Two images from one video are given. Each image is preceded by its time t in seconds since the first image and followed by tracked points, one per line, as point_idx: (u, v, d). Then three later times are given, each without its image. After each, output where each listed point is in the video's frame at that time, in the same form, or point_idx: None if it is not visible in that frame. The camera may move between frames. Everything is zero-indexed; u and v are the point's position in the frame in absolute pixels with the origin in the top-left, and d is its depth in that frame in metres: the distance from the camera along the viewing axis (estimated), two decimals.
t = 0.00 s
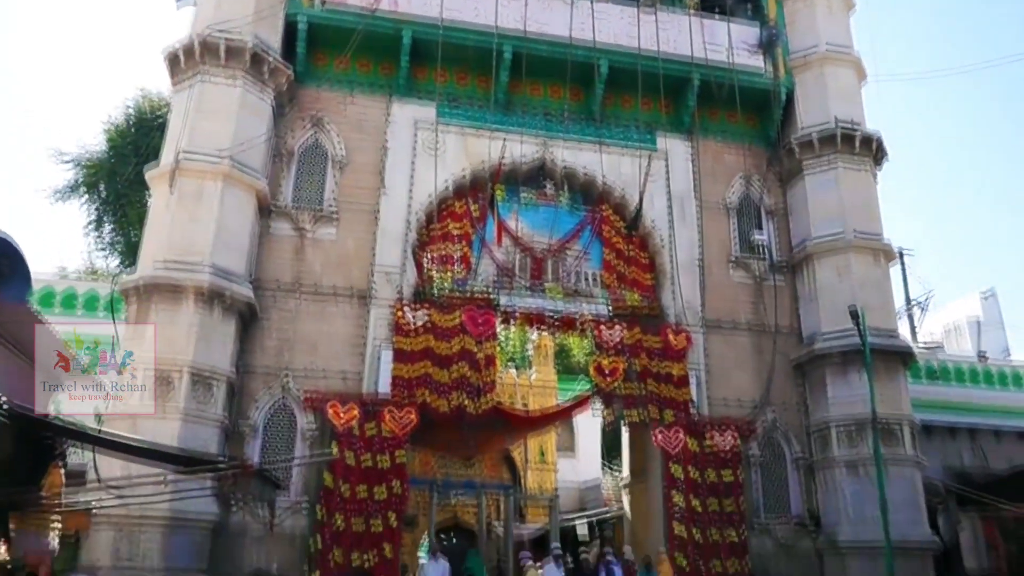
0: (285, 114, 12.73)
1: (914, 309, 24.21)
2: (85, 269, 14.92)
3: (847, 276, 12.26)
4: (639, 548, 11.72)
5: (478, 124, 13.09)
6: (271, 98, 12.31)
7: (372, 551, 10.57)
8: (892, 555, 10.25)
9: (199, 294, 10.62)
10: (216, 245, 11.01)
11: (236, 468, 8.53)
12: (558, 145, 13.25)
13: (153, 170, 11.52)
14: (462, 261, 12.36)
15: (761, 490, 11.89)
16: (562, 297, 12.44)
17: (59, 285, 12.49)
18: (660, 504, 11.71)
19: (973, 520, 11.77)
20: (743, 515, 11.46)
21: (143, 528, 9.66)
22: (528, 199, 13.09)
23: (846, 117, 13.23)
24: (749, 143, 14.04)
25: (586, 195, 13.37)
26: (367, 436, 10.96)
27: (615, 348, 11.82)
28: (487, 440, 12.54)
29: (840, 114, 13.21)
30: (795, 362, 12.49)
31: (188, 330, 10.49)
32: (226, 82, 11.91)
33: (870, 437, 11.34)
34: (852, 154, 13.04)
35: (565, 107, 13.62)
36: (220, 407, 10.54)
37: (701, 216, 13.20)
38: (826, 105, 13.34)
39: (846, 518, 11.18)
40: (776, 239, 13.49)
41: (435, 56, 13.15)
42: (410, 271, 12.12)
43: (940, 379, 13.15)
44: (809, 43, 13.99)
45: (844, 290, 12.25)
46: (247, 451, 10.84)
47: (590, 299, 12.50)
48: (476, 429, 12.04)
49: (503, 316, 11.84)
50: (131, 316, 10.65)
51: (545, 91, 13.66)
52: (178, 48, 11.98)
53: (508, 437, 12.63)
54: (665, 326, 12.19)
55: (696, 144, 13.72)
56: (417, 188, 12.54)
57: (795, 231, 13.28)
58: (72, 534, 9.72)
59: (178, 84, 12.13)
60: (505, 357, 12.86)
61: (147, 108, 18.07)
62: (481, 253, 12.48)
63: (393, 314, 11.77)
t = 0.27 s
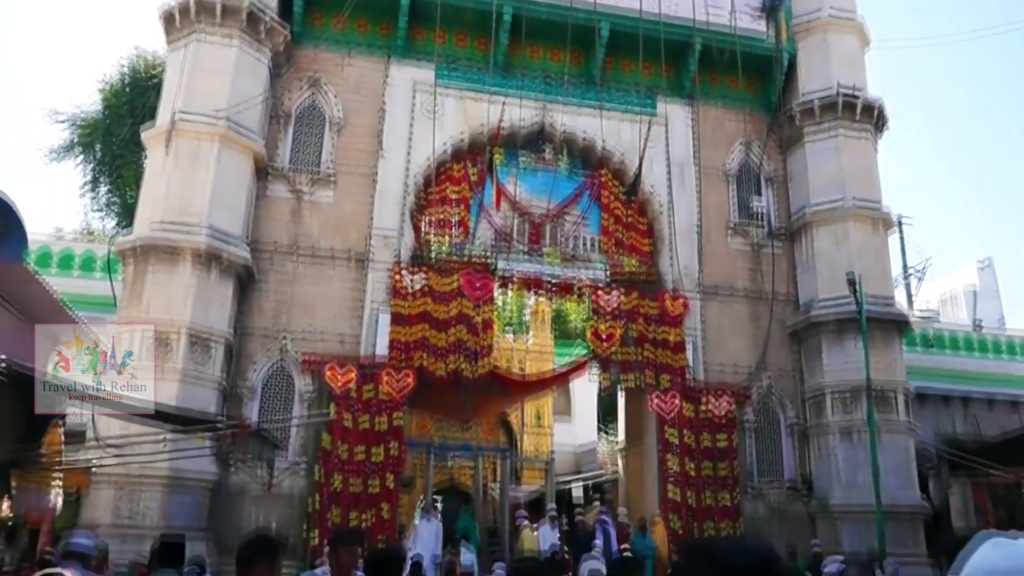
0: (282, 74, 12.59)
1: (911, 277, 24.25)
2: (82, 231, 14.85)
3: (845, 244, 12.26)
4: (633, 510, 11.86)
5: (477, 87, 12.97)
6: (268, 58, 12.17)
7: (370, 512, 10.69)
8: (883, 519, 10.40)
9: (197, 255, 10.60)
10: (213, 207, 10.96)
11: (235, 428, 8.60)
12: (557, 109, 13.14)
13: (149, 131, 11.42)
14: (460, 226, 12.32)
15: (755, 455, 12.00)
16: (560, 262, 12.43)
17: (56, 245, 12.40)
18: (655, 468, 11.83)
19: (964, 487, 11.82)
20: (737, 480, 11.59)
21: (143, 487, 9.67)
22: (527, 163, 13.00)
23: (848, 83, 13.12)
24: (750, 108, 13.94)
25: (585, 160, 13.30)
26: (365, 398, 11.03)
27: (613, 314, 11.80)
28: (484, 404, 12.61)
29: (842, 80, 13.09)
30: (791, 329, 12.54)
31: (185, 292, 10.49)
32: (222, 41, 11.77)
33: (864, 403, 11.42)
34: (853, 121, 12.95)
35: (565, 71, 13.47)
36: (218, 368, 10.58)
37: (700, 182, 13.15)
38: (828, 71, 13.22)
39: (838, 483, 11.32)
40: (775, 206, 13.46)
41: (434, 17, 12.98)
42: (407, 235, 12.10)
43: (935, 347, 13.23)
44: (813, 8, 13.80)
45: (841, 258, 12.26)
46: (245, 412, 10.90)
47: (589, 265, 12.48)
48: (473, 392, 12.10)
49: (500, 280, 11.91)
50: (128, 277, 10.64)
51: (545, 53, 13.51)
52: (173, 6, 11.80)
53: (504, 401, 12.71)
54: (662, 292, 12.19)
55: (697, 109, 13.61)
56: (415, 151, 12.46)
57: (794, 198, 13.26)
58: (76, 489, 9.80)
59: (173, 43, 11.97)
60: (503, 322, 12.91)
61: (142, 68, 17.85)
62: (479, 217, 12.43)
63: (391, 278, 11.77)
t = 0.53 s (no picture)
0: (280, 37, 12.44)
1: (910, 246, 24.22)
2: (79, 194, 14.78)
3: (845, 211, 12.22)
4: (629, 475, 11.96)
5: (476, 51, 12.82)
6: (265, 20, 12.01)
7: (369, 476, 10.77)
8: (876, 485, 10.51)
9: (195, 220, 10.55)
10: (211, 171, 10.90)
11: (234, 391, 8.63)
12: (558, 73, 13.01)
13: (145, 93, 11.30)
14: (459, 191, 12.27)
15: (751, 421, 12.09)
16: (559, 229, 12.39)
17: (52, 210, 12.36)
18: (651, 434, 11.92)
19: (958, 453, 11.74)
20: (733, 446, 11.69)
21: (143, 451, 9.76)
22: (527, 129, 12.91)
23: (852, 49, 12.97)
24: (752, 74, 13.81)
25: (584, 126, 13.20)
26: (364, 363, 11.06)
27: (611, 281, 11.78)
28: (481, 370, 12.64)
29: (845, 46, 12.95)
30: (789, 297, 12.56)
31: (184, 257, 10.47)
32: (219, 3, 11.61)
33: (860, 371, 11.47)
34: (856, 87, 12.84)
35: (565, 35, 13.32)
36: (217, 332, 10.61)
37: (701, 148, 13.06)
38: (831, 36, 13.07)
39: (833, 449, 11.42)
40: (776, 173, 13.39)
41: None
42: (406, 200, 12.06)
43: (932, 315, 13.27)
44: None
45: (841, 225, 12.23)
46: (245, 376, 10.93)
47: (588, 231, 12.44)
48: (471, 358, 12.14)
49: (499, 247, 11.92)
50: (126, 242, 10.63)
51: (545, 17, 13.35)
52: None
53: (502, 367, 12.71)
54: (661, 259, 12.16)
55: (698, 74, 13.48)
56: (414, 115, 12.35)
57: (795, 165, 13.19)
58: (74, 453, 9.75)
59: (168, 4, 11.81)
60: (502, 289, 12.94)
61: (138, 29, 17.61)
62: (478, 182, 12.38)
63: (389, 243, 11.76)
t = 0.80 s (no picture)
0: (271, 9, 12.30)
1: (902, 224, 24.26)
2: (69, 169, 14.65)
3: (839, 188, 12.22)
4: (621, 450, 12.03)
5: (470, 25, 12.72)
6: None
7: (362, 452, 10.80)
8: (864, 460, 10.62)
9: (186, 195, 10.48)
10: (202, 145, 10.81)
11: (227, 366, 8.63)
12: (552, 48, 12.92)
13: (135, 67, 11.18)
14: (452, 166, 12.24)
15: (742, 397, 12.16)
16: (552, 205, 12.34)
17: (41, 185, 12.25)
18: (643, 409, 11.98)
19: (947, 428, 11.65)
20: (724, 422, 11.78)
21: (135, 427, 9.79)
22: (520, 104, 12.85)
23: (848, 25, 12.91)
24: (747, 50, 13.76)
25: (578, 101, 13.13)
26: (357, 339, 11.10)
27: (604, 258, 11.85)
28: (474, 346, 12.64)
29: (841, 22, 12.89)
30: (781, 274, 12.59)
31: (175, 232, 10.41)
32: None
33: (851, 347, 11.55)
34: (851, 64, 12.79)
35: (560, 9, 13.22)
36: (210, 308, 10.58)
37: (695, 124, 13.02)
38: (827, 12, 13.00)
39: (822, 425, 11.50)
40: (770, 150, 13.36)
41: None
42: (399, 175, 11.98)
43: (923, 293, 13.32)
44: None
45: (834, 202, 12.23)
46: (237, 351, 10.93)
47: (581, 207, 12.40)
48: (464, 334, 12.14)
49: (492, 223, 11.92)
50: (117, 216, 10.57)
51: None
52: None
53: (495, 343, 12.69)
54: (654, 236, 12.17)
55: (693, 50, 13.41)
56: (407, 90, 12.25)
57: (789, 141, 13.17)
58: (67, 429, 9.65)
59: None
60: (495, 265, 12.95)
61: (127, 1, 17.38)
62: (471, 157, 12.30)
63: (382, 219, 11.71)
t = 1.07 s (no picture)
0: None
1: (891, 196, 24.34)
2: (52, 133, 14.45)
3: (829, 159, 12.22)
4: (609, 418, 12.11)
5: None
6: None
7: (351, 419, 10.83)
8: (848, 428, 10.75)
9: (172, 160, 10.36)
10: (188, 110, 10.68)
11: (215, 332, 8.60)
12: (543, 15, 12.78)
13: (119, 29, 10.99)
14: (441, 133, 12.15)
15: (729, 366, 12.25)
16: (542, 173, 12.27)
17: (25, 149, 12.08)
18: (631, 378, 12.05)
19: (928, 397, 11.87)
20: (711, 390, 11.88)
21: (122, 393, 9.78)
22: (511, 71, 12.69)
23: None
24: (740, 19, 13.66)
25: (569, 69, 13.03)
26: (345, 307, 11.10)
27: (593, 227, 11.83)
28: (463, 315, 12.64)
29: None
30: (770, 244, 12.63)
31: (161, 198, 10.31)
32: None
33: (837, 318, 11.63)
34: (844, 34, 12.73)
35: None
36: (197, 275, 10.52)
37: (686, 93, 12.96)
38: None
39: (808, 394, 11.61)
40: (761, 120, 13.33)
41: None
42: (388, 143, 11.90)
43: (910, 264, 13.39)
44: None
45: (824, 173, 12.24)
46: (225, 318, 10.90)
47: (571, 175, 12.36)
48: (453, 303, 12.14)
49: (481, 191, 11.91)
50: (102, 181, 10.45)
51: None
52: None
53: (484, 312, 12.68)
54: (644, 206, 12.18)
55: (685, 18, 13.30)
56: (396, 56, 12.12)
57: (780, 111, 13.13)
58: (54, 395, 9.45)
59: None
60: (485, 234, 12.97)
61: None
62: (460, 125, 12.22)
63: (371, 186, 11.64)
